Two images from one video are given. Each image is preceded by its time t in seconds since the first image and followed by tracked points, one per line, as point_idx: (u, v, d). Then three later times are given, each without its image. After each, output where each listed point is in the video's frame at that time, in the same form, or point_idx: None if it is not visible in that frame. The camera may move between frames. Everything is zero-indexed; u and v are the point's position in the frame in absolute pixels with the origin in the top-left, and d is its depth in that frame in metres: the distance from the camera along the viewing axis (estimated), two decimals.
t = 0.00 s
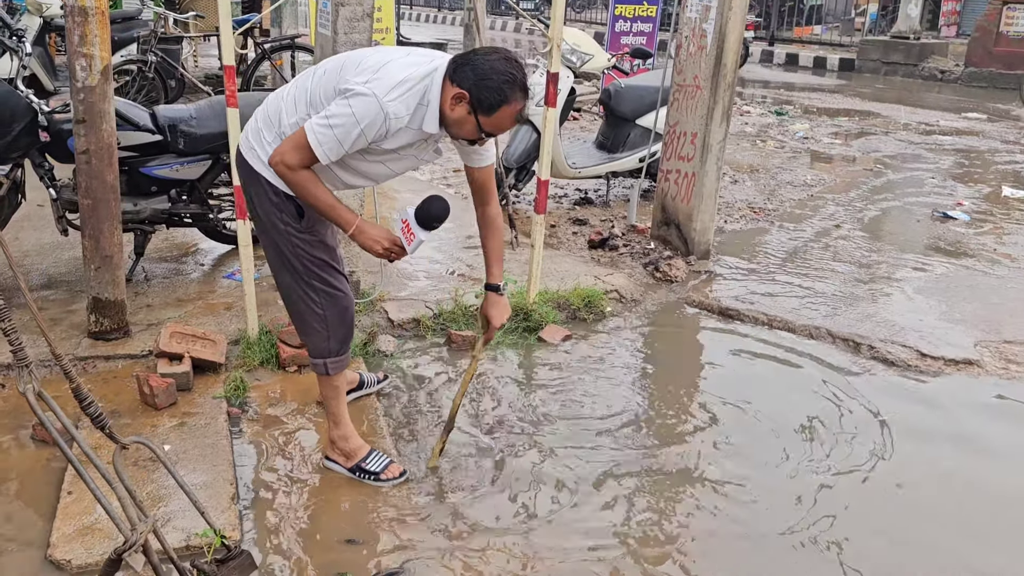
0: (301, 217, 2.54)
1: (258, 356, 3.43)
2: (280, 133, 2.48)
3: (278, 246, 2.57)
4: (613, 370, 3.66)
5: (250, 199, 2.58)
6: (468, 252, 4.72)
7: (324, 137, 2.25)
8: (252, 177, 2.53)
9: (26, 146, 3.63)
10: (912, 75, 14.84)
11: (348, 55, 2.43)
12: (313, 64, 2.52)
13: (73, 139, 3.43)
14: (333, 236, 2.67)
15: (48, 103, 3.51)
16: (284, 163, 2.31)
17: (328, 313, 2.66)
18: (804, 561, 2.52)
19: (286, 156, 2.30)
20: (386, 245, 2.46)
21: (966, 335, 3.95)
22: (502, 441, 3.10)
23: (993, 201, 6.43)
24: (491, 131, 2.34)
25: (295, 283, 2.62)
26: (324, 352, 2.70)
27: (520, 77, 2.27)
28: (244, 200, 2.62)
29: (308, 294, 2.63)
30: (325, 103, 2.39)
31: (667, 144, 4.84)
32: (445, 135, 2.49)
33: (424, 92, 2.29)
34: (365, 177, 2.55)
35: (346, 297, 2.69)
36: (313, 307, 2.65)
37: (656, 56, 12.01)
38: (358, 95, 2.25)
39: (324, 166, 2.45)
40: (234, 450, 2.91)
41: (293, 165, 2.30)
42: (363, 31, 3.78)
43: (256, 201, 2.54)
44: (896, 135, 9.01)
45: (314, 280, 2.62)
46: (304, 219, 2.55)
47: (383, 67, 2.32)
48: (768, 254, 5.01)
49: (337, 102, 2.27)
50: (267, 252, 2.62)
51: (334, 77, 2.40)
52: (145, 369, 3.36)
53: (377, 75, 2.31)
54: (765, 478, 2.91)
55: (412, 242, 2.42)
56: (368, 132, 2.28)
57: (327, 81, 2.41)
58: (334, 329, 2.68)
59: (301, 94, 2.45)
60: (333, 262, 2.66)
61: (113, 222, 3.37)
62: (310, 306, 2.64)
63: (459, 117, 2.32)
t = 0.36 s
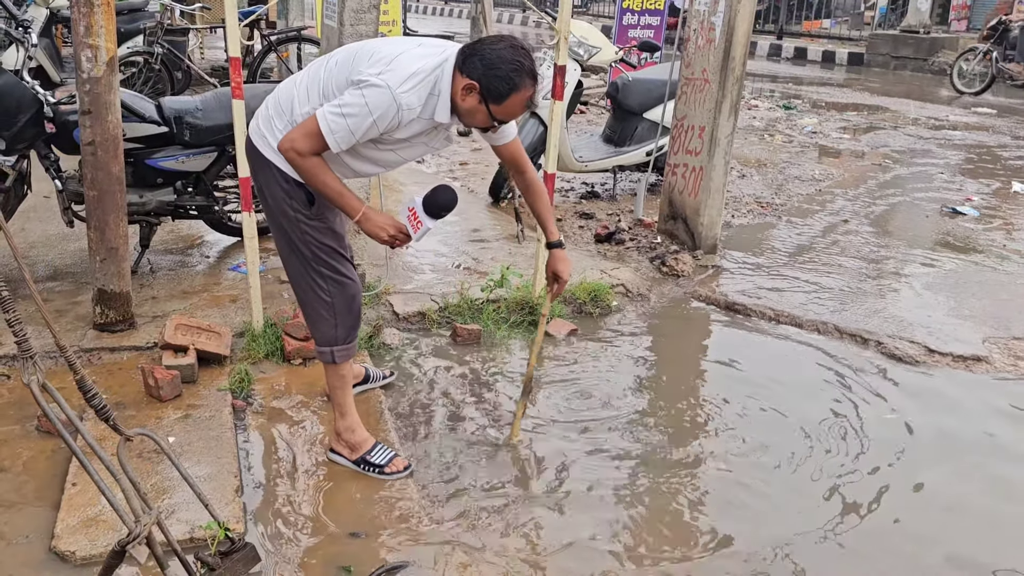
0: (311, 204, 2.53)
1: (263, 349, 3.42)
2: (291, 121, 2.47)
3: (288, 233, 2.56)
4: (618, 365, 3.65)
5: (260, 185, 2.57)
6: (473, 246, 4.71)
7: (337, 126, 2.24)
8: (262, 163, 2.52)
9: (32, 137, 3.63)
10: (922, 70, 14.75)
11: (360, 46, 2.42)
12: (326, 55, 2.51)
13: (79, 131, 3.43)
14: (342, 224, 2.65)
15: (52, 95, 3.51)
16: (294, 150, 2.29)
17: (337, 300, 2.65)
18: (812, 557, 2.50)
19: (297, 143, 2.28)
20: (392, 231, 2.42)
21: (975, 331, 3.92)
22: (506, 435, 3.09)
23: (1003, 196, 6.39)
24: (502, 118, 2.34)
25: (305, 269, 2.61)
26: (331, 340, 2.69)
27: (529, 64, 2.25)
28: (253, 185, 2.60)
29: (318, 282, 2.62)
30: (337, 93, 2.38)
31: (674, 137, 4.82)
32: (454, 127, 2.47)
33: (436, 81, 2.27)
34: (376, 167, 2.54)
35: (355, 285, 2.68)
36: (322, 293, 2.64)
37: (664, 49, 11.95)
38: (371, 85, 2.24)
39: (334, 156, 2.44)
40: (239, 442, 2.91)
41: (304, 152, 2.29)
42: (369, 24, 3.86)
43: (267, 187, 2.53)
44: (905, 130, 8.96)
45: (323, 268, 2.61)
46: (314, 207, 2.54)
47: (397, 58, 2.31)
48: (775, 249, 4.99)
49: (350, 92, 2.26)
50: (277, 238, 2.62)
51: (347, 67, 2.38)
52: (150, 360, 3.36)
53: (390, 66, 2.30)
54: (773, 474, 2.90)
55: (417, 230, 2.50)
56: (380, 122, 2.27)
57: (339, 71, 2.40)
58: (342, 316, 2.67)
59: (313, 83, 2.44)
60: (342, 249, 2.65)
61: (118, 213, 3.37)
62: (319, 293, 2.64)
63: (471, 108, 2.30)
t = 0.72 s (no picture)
0: (312, 197, 2.52)
1: (263, 342, 3.42)
2: (297, 116, 2.45)
3: (287, 225, 2.55)
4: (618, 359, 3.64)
5: (258, 178, 2.55)
6: (474, 239, 4.70)
7: (353, 128, 2.23)
8: (263, 155, 2.50)
9: (31, 131, 3.62)
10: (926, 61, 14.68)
11: (373, 49, 2.42)
12: (335, 53, 2.49)
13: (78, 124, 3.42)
14: (342, 218, 2.65)
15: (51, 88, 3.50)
16: (306, 150, 2.26)
17: (337, 292, 2.64)
18: (817, 552, 2.49)
19: (308, 142, 2.26)
20: (399, 229, 2.45)
21: (978, 325, 3.90)
22: (506, 429, 3.09)
23: (1007, 189, 6.36)
24: (515, 122, 2.38)
25: (305, 262, 2.60)
26: (331, 333, 2.68)
27: (533, 62, 2.28)
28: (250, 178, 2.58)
29: (318, 274, 2.61)
30: (349, 93, 2.37)
31: (677, 130, 4.79)
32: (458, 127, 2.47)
33: (450, 87, 2.28)
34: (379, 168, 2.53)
35: (354, 278, 2.68)
36: (321, 285, 2.63)
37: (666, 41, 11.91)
38: (389, 90, 2.24)
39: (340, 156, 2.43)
40: (239, 436, 2.91)
41: (315, 152, 2.26)
42: (369, 16, 3.84)
43: (266, 179, 2.52)
44: (910, 122, 8.92)
45: (323, 261, 2.60)
46: (314, 200, 2.53)
47: (414, 64, 2.31)
48: (778, 242, 4.97)
49: (366, 95, 2.25)
50: (276, 231, 2.60)
51: (360, 69, 2.38)
52: (151, 354, 3.36)
53: (407, 71, 2.30)
54: (775, 468, 2.89)
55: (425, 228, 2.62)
56: (395, 127, 2.27)
57: (350, 72, 2.39)
58: (342, 308, 2.66)
59: (321, 81, 2.42)
60: (342, 242, 2.64)
61: (118, 207, 3.36)
62: (319, 286, 2.63)
63: (484, 115, 2.34)
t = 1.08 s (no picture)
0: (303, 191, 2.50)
1: (260, 334, 3.42)
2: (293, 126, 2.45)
3: (281, 222, 2.54)
4: (614, 349, 3.64)
5: (248, 179, 2.55)
6: (470, 230, 4.69)
7: (353, 153, 2.25)
8: (255, 157, 2.50)
9: (25, 123, 3.61)
10: (927, 50, 14.63)
11: (376, 79, 2.44)
12: (336, 74, 2.51)
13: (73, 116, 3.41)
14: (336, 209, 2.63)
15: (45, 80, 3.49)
16: (304, 169, 2.28)
17: (339, 282, 2.61)
18: (810, 542, 2.49)
19: (306, 160, 2.28)
20: (395, 244, 2.51)
21: (975, 314, 3.90)
22: (502, 419, 3.09)
23: (1006, 177, 6.35)
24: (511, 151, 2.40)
25: (303, 256, 2.59)
26: (333, 324, 2.66)
27: (518, 91, 2.30)
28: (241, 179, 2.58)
29: (317, 267, 2.59)
30: (348, 116, 2.38)
31: (674, 120, 4.78)
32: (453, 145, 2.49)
33: (446, 118, 2.30)
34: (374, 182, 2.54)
35: (356, 267, 2.64)
36: (323, 276, 2.60)
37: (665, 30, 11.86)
38: (390, 118, 2.26)
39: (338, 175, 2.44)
40: (235, 428, 2.91)
41: (314, 171, 2.28)
42: (364, 7, 3.81)
43: (256, 178, 2.51)
44: (909, 111, 8.90)
45: (321, 253, 2.57)
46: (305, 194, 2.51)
47: (415, 96, 2.34)
48: (775, 231, 4.96)
49: (367, 122, 2.27)
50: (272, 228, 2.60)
51: (361, 93, 2.39)
52: (147, 346, 3.36)
53: (408, 102, 2.31)
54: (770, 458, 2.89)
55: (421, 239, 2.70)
56: (394, 156, 2.29)
57: (351, 95, 2.41)
58: (345, 298, 2.63)
59: (321, 99, 2.44)
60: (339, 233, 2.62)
61: (113, 199, 3.36)
62: (320, 278, 2.61)
63: (481, 148, 2.36)
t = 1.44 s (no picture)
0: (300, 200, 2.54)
1: (255, 327, 3.41)
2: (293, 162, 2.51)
3: (286, 234, 2.56)
4: (611, 340, 3.62)
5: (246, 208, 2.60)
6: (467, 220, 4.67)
7: (359, 193, 2.32)
8: (252, 185, 2.55)
9: (18, 116, 3.59)
10: (926, 37, 14.57)
11: (375, 123, 2.52)
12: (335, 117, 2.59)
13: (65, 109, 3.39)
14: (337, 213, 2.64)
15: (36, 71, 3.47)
16: (312, 207, 2.33)
17: (359, 275, 2.57)
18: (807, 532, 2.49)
19: (315, 200, 2.33)
20: (412, 261, 2.61)
21: (974, 302, 3.89)
22: (498, 411, 3.08)
23: (1005, 165, 6.32)
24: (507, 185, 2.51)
25: (314, 262, 2.58)
26: (351, 315, 2.62)
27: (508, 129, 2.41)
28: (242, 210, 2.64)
29: (330, 266, 2.58)
30: (350, 158, 2.46)
31: (671, 109, 4.76)
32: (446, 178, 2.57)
33: (443, 160, 2.40)
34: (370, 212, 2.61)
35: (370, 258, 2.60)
36: (339, 273, 2.58)
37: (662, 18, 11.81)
38: (394, 160, 2.35)
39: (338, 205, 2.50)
40: (230, 422, 2.90)
41: (322, 208, 2.33)
42: None
43: (253, 203, 2.56)
44: (908, 98, 8.87)
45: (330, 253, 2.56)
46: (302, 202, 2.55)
47: (415, 139, 2.43)
48: (773, 220, 4.94)
49: (371, 162, 2.35)
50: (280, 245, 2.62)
51: (363, 136, 2.48)
52: (142, 339, 3.35)
53: (409, 144, 2.41)
54: (767, 448, 2.89)
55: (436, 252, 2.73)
56: (397, 197, 2.37)
57: (353, 137, 2.48)
58: (366, 288, 2.58)
59: (322, 140, 2.51)
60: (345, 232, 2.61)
61: (106, 192, 3.34)
62: (337, 275, 2.59)
63: (477, 185, 2.46)
